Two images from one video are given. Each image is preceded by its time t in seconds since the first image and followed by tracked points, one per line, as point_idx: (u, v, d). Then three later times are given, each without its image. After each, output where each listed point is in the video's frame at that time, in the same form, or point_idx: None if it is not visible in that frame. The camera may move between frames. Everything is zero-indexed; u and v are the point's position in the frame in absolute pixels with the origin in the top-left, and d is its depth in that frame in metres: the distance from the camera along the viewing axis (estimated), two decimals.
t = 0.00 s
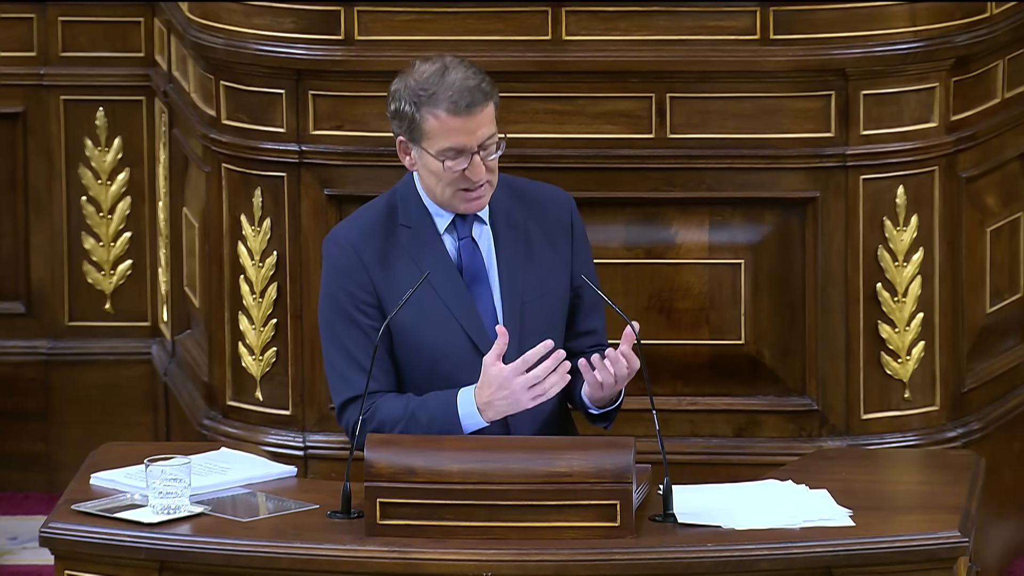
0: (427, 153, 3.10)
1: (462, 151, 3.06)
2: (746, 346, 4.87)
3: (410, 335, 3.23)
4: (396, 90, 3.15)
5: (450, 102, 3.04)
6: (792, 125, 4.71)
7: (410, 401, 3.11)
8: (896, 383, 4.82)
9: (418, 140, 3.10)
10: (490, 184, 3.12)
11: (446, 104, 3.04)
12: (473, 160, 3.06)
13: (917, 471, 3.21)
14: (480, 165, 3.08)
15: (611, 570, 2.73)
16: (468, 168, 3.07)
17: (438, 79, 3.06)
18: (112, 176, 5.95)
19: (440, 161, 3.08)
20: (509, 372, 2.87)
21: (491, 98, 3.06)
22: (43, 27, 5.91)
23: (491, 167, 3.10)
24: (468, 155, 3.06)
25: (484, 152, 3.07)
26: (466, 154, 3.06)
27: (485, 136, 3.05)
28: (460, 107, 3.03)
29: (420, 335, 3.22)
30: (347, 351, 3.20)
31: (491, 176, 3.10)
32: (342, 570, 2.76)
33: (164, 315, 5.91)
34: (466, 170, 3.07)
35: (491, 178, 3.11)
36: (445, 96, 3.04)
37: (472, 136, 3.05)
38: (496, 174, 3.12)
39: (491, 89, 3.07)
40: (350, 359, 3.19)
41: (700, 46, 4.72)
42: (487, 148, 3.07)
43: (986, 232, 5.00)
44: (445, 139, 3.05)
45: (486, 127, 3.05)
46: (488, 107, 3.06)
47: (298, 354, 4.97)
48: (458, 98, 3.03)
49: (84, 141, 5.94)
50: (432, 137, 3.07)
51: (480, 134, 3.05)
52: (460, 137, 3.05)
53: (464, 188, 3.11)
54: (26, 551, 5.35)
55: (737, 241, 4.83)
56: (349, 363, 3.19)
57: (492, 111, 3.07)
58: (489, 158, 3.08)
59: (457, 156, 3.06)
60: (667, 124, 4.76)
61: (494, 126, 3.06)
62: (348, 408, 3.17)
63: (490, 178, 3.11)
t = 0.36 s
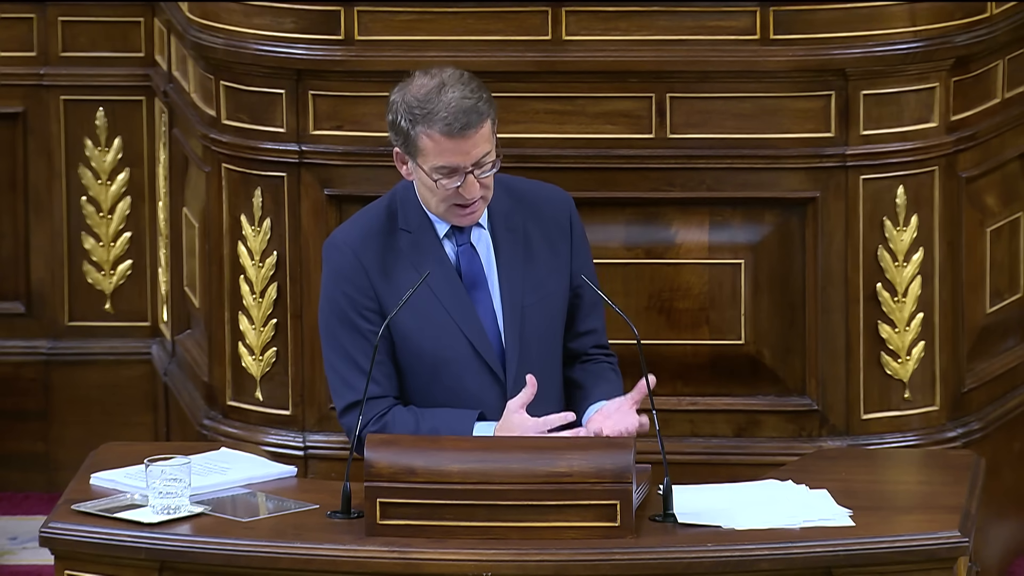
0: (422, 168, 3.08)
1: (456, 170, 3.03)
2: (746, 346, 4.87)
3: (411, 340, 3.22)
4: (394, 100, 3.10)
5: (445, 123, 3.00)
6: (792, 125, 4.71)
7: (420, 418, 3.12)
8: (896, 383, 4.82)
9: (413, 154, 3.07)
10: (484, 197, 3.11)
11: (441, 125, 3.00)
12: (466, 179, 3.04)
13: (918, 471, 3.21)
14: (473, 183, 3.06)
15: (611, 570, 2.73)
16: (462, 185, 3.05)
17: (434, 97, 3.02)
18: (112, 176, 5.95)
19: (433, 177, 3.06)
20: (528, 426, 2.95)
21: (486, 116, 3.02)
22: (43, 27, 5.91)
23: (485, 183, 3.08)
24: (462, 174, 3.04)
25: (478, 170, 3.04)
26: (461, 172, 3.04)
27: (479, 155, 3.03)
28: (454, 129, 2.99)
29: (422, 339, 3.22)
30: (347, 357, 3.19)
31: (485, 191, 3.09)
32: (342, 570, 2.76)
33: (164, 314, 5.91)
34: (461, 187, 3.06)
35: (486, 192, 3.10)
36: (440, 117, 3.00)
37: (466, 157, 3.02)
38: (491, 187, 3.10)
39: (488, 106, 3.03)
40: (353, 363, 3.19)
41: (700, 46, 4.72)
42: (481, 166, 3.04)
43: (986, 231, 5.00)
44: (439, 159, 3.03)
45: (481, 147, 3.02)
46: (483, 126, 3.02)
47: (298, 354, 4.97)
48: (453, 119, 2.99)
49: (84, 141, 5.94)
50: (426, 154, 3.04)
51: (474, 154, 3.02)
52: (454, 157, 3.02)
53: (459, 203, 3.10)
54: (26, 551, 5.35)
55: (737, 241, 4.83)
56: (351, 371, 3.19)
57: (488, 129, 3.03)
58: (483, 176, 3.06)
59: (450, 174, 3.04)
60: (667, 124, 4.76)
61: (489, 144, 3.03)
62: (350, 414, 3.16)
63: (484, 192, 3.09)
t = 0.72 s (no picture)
0: (424, 168, 3.07)
1: (456, 172, 3.02)
2: (746, 346, 4.87)
3: (414, 340, 3.22)
4: (400, 99, 3.10)
5: (445, 125, 2.99)
6: (792, 125, 4.71)
7: (424, 419, 3.11)
8: (896, 383, 4.82)
9: (415, 155, 3.07)
10: (485, 200, 3.10)
11: (442, 126, 2.99)
12: (466, 182, 3.03)
13: (918, 471, 3.21)
14: (474, 185, 3.05)
15: (611, 570, 2.72)
16: (462, 187, 3.04)
17: (437, 98, 3.01)
18: (112, 176, 5.95)
19: (434, 178, 3.05)
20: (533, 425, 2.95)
21: (489, 119, 3.01)
22: (43, 27, 5.91)
23: (487, 186, 3.07)
24: (463, 176, 3.03)
25: (479, 173, 3.03)
26: (461, 174, 3.03)
27: (480, 158, 3.02)
28: (456, 131, 2.98)
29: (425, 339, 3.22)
30: (348, 354, 3.20)
31: (485, 193, 3.08)
32: (342, 570, 2.76)
33: (164, 315, 5.91)
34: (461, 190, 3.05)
35: (487, 195, 3.09)
36: (441, 118, 2.99)
37: (466, 160, 3.01)
38: (492, 190, 3.09)
39: (490, 109, 3.02)
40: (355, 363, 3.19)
41: (700, 46, 4.72)
42: (483, 168, 3.03)
43: (986, 231, 5.00)
44: (439, 160, 3.02)
45: (482, 149, 3.01)
46: (486, 128, 3.01)
47: (298, 354, 4.97)
48: (455, 121, 2.98)
49: (84, 141, 5.94)
50: (428, 155, 3.03)
51: (475, 156, 3.01)
52: (455, 159, 3.01)
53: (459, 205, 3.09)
54: (26, 551, 5.35)
55: (737, 241, 4.83)
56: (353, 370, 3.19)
57: (490, 132, 3.02)
58: (484, 178, 3.05)
59: (451, 176, 3.03)
60: (667, 124, 4.76)
61: (491, 147, 3.02)
62: (352, 412, 3.17)
63: (485, 195, 3.08)
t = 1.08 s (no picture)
0: (439, 158, 3.07)
1: (470, 163, 3.03)
2: (746, 345, 4.87)
3: (419, 334, 3.23)
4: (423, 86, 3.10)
5: (462, 114, 2.99)
6: (793, 125, 4.71)
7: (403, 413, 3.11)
8: (896, 383, 4.82)
9: (432, 143, 3.07)
10: (498, 194, 3.09)
11: (459, 116, 2.99)
12: (479, 173, 3.03)
13: (918, 471, 3.21)
14: (488, 177, 3.05)
15: (611, 570, 2.73)
16: (475, 179, 3.04)
17: (456, 87, 3.01)
18: (112, 176, 5.96)
19: (448, 167, 3.05)
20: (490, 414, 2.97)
21: (507, 111, 3.01)
22: (43, 27, 5.91)
23: (500, 179, 3.06)
24: (476, 166, 3.03)
25: (493, 165, 3.03)
26: (474, 165, 3.03)
27: (495, 150, 3.01)
28: (471, 121, 2.98)
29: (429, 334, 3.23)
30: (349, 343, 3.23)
31: (498, 187, 3.07)
32: (342, 570, 2.76)
33: (164, 314, 5.91)
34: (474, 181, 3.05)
35: (501, 189, 3.08)
36: (458, 107, 2.99)
37: (480, 150, 3.01)
38: (506, 185, 3.09)
39: (509, 103, 3.02)
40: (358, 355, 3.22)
41: (700, 46, 4.72)
42: (497, 161, 3.03)
43: (986, 231, 5.00)
44: (454, 149, 3.02)
45: (497, 142, 3.01)
46: (503, 121, 3.01)
47: (298, 354, 4.97)
48: (473, 111, 2.99)
49: (84, 141, 5.94)
50: (443, 144, 3.03)
51: (489, 148, 3.01)
52: (469, 149, 3.01)
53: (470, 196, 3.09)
54: (25, 551, 5.35)
55: (737, 241, 4.83)
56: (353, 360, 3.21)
57: (507, 125, 3.01)
58: (498, 171, 3.04)
59: (465, 166, 3.03)
60: (667, 124, 4.76)
61: (507, 140, 3.02)
62: (336, 397, 3.20)
63: (497, 189, 3.08)
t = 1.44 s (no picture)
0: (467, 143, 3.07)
1: (494, 149, 3.02)
2: (746, 346, 4.87)
3: (434, 326, 3.32)
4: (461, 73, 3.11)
5: (492, 97, 2.99)
6: (793, 125, 4.71)
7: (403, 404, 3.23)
8: (896, 383, 4.82)
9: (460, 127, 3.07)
10: (521, 186, 3.07)
11: (488, 99, 2.99)
12: (503, 159, 3.02)
13: (918, 471, 3.21)
14: (511, 166, 3.03)
15: (611, 571, 2.73)
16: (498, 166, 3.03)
17: (489, 71, 3.02)
18: (112, 176, 5.95)
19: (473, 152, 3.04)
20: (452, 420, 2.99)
21: (537, 102, 3.01)
22: (43, 26, 5.91)
23: (525, 171, 3.05)
24: (500, 154, 3.02)
25: (517, 154, 3.02)
26: (498, 152, 3.02)
27: (520, 138, 3.01)
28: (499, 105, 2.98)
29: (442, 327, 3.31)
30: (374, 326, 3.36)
31: (521, 179, 3.06)
32: (342, 570, 2.76)
33: (164, 315, 5.91)
34: (496, 169, 3.04)
35: (525, 181, 3.07)
36: (488, 91, 3.00)
37: (506, 135, 3.00)
38: (530, 178, 3.07)
39: (541, 93, 3.02)
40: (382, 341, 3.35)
41: (700, 46, 4.72)
42: (522, 150, 3.02)
43: (986, 232, 5.00)
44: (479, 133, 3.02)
45: (524, 130, 3.00)
46: (531, 111, 3.01)
47: (298, 355, 4.97)
48: (502, 95, 2.99)
49: (84, 141, 5.94)
50: (469, 128, 3.03)
51: (515, 135, 3.00)
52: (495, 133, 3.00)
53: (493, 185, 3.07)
54: (25, 551, 5.35)
55: (737, 241, 4.83)
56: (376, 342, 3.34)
57: (536, 114, 3.01)
58: (522, 162, 3.03)
59: (489, 152, 3.02)
60: (667, 125, 4.76)
61: (533, 130, 3.01)
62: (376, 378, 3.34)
63: (520, 181, 3.06)
